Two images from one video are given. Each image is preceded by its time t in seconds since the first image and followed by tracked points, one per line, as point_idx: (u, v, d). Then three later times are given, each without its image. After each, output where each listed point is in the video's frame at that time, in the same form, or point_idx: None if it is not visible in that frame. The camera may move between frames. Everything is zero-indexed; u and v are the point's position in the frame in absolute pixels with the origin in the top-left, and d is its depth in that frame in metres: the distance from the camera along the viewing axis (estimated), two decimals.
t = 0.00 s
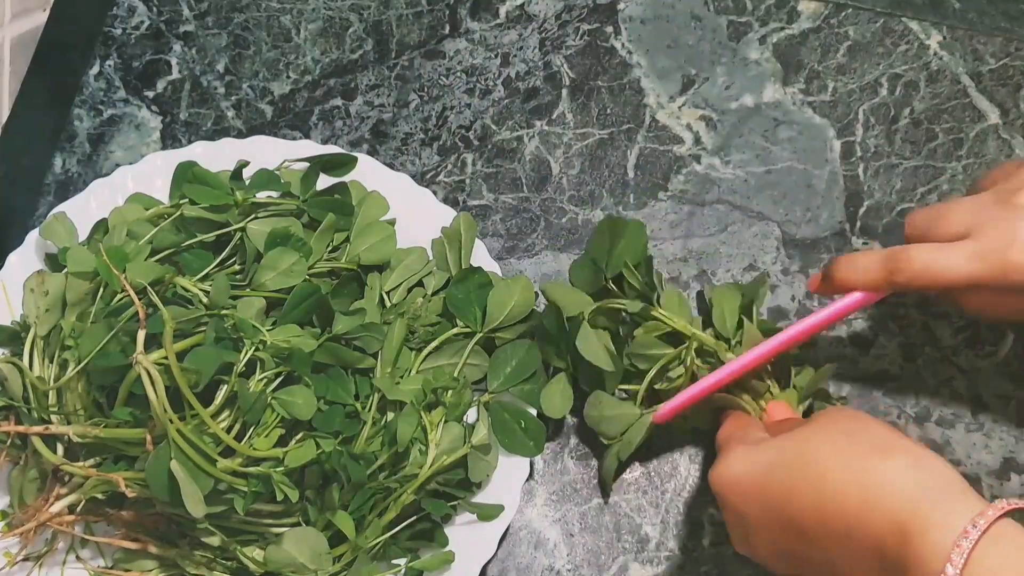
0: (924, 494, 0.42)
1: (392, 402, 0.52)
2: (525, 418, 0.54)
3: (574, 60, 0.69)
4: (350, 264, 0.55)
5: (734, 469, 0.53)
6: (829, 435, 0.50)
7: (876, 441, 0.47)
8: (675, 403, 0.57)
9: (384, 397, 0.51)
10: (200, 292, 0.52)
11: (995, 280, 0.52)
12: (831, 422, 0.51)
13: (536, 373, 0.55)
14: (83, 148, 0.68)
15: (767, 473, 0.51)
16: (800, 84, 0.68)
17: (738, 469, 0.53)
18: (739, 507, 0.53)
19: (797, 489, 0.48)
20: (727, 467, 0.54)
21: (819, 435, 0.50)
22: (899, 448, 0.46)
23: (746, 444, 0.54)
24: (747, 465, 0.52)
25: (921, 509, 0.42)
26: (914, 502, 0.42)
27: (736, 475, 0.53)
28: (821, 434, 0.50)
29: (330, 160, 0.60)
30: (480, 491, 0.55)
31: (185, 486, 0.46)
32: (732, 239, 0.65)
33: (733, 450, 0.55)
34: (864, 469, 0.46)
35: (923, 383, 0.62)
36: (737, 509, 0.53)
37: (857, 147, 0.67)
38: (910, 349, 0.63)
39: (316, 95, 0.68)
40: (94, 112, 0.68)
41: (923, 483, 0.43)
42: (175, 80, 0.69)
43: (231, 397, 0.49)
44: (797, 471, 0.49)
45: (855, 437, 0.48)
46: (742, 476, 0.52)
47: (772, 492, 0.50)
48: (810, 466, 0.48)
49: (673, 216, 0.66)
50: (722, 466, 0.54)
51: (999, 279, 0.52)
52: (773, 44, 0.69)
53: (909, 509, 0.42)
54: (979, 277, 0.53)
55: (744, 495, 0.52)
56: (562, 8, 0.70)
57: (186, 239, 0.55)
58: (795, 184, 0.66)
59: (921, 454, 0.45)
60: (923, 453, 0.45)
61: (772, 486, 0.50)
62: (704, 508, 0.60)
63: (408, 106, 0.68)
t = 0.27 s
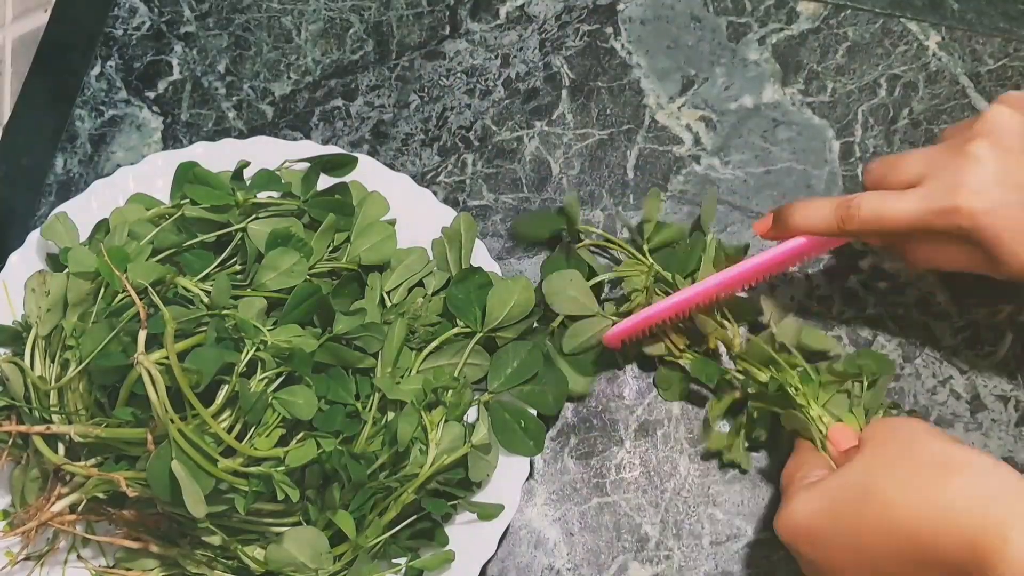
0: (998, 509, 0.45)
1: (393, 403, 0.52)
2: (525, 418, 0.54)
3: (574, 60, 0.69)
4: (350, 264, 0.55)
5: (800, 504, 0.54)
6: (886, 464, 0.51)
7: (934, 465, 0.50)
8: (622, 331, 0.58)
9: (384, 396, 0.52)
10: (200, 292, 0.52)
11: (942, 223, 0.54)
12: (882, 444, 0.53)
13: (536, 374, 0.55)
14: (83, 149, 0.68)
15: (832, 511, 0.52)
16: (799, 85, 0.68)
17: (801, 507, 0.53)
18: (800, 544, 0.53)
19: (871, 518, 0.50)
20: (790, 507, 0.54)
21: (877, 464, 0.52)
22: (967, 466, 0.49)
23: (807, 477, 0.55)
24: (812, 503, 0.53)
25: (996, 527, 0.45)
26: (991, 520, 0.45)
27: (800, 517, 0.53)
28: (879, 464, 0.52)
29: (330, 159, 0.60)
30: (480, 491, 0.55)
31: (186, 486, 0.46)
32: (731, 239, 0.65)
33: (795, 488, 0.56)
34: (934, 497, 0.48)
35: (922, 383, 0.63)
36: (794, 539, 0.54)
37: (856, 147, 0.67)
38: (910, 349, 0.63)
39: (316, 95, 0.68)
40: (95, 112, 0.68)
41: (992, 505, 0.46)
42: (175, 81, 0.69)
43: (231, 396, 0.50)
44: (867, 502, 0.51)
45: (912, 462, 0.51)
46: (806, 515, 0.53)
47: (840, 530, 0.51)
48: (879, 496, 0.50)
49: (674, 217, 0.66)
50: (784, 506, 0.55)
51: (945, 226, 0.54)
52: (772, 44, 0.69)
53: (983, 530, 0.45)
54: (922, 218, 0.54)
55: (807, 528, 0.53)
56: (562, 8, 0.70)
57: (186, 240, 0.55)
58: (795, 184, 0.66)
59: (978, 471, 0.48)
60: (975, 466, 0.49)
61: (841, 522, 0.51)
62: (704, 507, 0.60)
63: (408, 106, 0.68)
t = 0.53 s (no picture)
0: (881, 419, 0.43)
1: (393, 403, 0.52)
2: (524, 418, 0.54)
3: (574, 60, 0.69)
4: (350, 264, 0.55)
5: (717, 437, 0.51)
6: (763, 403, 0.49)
7: (794, 395, 0.48)
8: (635, 342, 0.58)
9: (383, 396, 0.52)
10: (200, 293, 0.52)
11: (970, 250, 0.51)
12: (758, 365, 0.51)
13: (536, 373, 0.55)
14: (84, 149, 0.68)
15: (769, 431, 0.48)
16: (799, 85, 0.68)
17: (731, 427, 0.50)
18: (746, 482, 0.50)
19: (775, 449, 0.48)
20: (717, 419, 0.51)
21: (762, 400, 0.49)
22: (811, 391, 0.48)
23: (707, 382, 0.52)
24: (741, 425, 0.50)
25: (891, 435, 0.42)
26: (875, 428, 0.43)
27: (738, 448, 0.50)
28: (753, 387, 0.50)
29: (330, 159, 0.60)
30: (480, 490, 0.56)
31: (185, 486, 0.46)
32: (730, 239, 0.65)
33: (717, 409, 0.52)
34: (817, 405, 0.46)
35: (922, 383, 0.63)
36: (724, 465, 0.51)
37: (856, 148, 0.67)
38: (909, 349, 0.63)
39: (317, 95, 0.68)
40: (95, 113, 0.68)
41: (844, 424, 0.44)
42: (176, 81, 0.69)
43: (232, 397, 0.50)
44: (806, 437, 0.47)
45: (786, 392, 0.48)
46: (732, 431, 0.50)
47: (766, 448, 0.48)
48: (806, 405, 0.46)
49: (674, 217, 0.66)
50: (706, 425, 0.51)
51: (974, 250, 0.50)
52: (772, 45, 0.69)
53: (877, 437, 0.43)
54: (946, 246, 0.51)
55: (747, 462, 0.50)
56: (562, 8, 0.70)
57: (186, 240, 0.55)
58: (794, 185, 0.66)
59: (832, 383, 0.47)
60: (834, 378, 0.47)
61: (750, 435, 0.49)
62: (704, 508, 0.60)
63: (408, 106, 0.68)
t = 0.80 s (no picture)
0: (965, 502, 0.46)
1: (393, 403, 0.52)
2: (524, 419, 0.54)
3: (574, 60, 0.69)
4: (350, 264, 0.55)
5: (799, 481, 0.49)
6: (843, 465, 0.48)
7: (862, 451, 0.48)
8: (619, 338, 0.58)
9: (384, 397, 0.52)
10: (200, 293, 0.52)
11: (943, 242, 0.53)
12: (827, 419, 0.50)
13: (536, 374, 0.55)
14: (83, 149, 0.68)
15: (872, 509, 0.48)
16: (799, 85, 0.68)
17: (799, 474, 0.49)
18: (814, 531, 0.50)
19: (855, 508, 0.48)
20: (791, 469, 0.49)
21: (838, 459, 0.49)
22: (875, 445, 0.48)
23: (777, 432, 0.50)
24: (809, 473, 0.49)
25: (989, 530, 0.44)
26: (926, 482, 0.47)
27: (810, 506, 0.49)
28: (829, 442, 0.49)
29: (330, 158, 0.60)
30: (480, 491, 0.55)
31: (185, 487, 0.46)
32: (731, 239, 0.65)
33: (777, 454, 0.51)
34: (883, 456, 0.48)
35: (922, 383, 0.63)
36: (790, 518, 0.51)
37: (856, 147, 0.67)
38: (910, 349, 0.63)
39: (316, 95, 0.68)
40: (95, 112, 0.68)
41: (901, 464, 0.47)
42: (175, 81, 0.69)
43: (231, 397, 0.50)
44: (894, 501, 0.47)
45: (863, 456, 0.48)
46: (808, 482, 0.49)
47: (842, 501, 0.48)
48: (923, 495, 0.47)
49: (674, 217, 0.66)
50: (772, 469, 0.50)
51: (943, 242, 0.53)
52: (772, 44, 0.69)
53: (912, 484, 0.47)
54: (924, 236, 0.53)
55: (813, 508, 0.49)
56: (562, 8, 0.70)
57: (185, 240, 0.55)
58: (795, 184, 0.66)
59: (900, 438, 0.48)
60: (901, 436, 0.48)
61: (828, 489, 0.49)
62: (704, 508, 0.60)
63: (408, 106, 0.68)
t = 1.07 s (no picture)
0: None
1: (393, 403, 0.52)
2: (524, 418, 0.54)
3: (574, 60, 0.69)
4: (350, 264, 0.55)
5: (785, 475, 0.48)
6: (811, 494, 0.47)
7: (875, 519, 0.43)
8: (632, 249, 0.57)
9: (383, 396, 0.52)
10: (200, 293, 0.52)
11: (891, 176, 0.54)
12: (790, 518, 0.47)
13: (535, 373, 0.55)
14: (83, 149, 0.68)
15: None
16: (799, 85, 0.68)
17: (768, 547, 0.46)
18: None
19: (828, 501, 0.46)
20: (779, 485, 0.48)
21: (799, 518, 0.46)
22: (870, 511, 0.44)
23: (746, 544, 0.47)
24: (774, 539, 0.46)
25: None
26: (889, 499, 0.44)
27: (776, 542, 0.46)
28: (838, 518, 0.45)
29: (330, 158, 0.60)
30: (480, 491, 0.55)
31: (185, 487, 0.46)
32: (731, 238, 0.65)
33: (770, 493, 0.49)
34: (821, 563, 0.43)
35: (923, 383, 0.62)
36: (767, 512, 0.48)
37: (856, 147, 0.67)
38: (910, 349, 0.63)
39: (316, 95, 0.68)
40: (95, 112, 0.68)
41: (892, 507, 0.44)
42: (175, 80, 0.69)
43: (231, 397, 0.49)
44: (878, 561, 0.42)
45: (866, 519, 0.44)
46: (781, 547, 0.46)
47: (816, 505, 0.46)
48: None
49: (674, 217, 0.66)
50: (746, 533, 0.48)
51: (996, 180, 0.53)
52: (772, 44, 0.69)
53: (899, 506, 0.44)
54: (969, 168, 0.52)
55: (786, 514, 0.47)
56: (562, 8, 0.70)
57: (185, 240, 0.55)
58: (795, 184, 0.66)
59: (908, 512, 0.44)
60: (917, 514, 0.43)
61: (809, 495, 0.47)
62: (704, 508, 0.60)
63: (408, 106, 0.68)
